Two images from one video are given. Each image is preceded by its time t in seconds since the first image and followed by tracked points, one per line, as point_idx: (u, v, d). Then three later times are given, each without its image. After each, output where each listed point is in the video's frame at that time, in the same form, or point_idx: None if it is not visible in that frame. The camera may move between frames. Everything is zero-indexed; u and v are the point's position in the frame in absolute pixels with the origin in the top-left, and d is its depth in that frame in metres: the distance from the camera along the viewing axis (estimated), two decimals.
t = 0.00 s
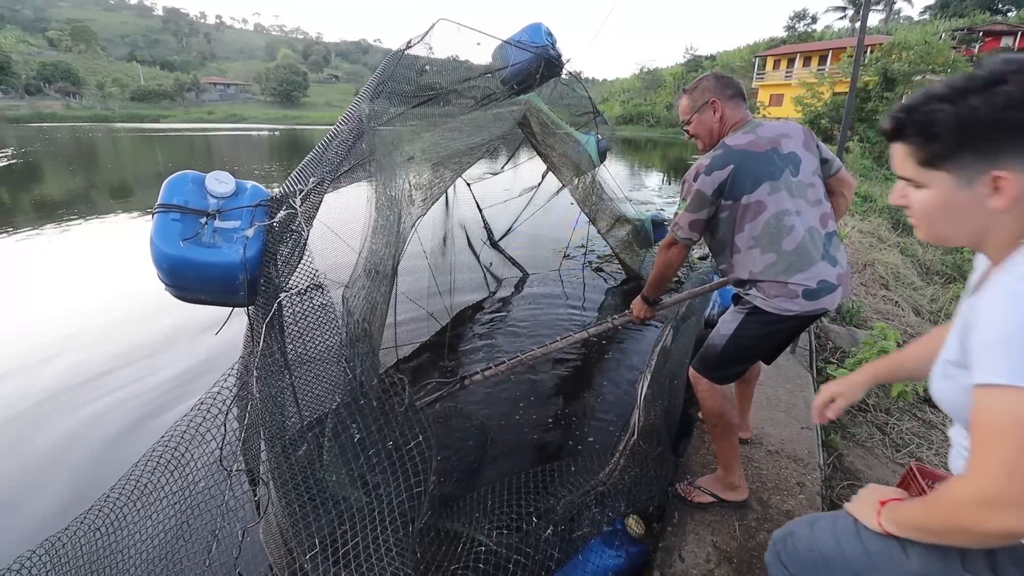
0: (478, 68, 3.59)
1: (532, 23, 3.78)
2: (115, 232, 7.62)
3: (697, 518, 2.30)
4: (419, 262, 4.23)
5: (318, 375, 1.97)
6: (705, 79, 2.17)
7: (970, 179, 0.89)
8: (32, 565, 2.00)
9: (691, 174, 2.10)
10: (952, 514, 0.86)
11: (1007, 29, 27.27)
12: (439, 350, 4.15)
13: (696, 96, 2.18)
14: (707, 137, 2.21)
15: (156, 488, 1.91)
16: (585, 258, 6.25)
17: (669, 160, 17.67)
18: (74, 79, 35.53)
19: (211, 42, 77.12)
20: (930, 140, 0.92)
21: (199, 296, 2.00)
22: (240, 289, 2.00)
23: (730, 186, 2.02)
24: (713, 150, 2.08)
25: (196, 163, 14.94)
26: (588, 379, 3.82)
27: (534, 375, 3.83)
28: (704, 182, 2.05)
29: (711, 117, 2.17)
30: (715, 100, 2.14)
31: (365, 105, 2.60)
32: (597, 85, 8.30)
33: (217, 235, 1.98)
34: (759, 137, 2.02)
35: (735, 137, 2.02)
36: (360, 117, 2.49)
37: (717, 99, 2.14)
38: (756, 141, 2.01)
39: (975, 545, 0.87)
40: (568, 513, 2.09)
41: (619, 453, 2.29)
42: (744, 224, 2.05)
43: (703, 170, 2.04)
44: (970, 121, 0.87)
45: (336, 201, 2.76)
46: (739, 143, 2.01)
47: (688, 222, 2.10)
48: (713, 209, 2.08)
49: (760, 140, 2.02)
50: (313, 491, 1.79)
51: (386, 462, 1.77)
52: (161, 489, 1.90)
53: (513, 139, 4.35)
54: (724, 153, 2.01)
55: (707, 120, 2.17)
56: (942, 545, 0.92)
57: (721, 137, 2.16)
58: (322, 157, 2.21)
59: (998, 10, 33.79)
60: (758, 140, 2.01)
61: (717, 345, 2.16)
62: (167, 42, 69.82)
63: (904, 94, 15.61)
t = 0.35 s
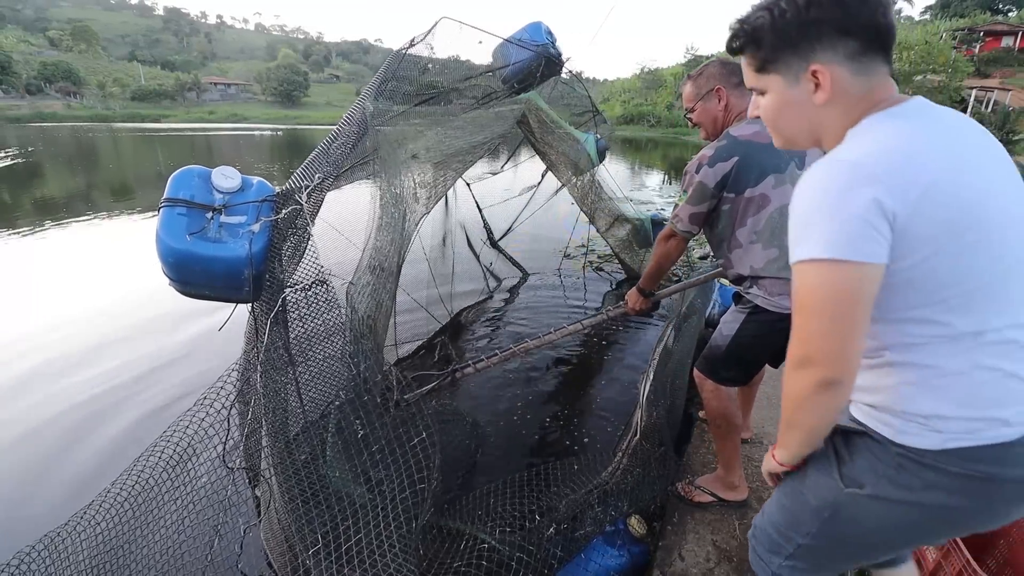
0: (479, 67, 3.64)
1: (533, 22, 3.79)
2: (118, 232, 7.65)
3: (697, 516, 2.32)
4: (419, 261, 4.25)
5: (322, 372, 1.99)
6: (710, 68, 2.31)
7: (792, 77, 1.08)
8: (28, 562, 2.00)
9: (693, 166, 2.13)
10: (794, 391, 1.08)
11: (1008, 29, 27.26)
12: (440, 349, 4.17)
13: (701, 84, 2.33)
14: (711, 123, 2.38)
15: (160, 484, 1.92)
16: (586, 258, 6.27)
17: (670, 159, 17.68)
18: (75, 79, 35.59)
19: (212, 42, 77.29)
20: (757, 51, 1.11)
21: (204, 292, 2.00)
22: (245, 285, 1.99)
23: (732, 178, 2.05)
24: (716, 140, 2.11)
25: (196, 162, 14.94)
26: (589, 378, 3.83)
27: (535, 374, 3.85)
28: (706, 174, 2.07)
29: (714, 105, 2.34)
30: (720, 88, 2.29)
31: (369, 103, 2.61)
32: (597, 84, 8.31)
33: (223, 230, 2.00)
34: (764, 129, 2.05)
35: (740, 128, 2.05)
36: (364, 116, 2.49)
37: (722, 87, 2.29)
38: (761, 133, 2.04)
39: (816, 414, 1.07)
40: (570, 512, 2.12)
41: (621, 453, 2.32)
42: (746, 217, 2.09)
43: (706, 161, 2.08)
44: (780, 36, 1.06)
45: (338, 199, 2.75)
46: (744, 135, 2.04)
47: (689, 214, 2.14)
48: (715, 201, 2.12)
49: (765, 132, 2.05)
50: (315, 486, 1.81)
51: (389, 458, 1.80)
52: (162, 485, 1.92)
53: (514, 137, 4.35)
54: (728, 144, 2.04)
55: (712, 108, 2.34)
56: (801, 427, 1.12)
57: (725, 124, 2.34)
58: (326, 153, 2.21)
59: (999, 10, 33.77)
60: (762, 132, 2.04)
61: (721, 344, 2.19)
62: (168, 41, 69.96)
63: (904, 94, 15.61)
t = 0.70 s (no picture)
0: (483, 68, 3.66)
1: (534, 23, 3.80)
2: (118, 233, 7.65)
3: (696, 516, 2.33)
4: (420, 262, 4.26)
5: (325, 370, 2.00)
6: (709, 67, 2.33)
7: (754, 50, 1.23)
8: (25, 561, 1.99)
9: (694, 164, 2.16)
10: (757, 322, 1.14)
11: (1007, 29, 27.29)
12: (440, 350, 4.18)
13: (698, 84, 2.36)
14: (710, 122, 2.42)
15: (159, 483, 1.91)
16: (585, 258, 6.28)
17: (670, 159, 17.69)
18: (74, 79, 35.57)
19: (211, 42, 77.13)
20: (722, 28, 1.26)
21: (206, 290, 1.99)
22: (248, 284, 1.99)
23: (729, 178, 2.06)
24: (716, 137, 2.12)
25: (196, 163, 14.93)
26: (588, 378, 3.84)
27: (536, 374, 3.85)
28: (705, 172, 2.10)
29: (713, 105, 2.38)
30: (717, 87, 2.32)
31: (373, 102, 2.61)
32: (598, 86, 8.32)
33: (227, 228, 2.00)
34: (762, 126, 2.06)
35: (739, 126, 2.06)
36: (367, 117, 2.48)
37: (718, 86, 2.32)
38: (759, 130, 2.05)
39: (777, 345, 1.14)
40: (571, 512, 2.12)
41: (622, 453, 2.35)
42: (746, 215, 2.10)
43: (704, 160, 2.11)
44: (740, 15, 1.21)
45: (338, 201, 2.74)
46: (742, 132, 2.05)
47: (687, 209, 2.19)
48: (715, 199, 2.14)
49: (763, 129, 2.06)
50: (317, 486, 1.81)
51: (390, 458, 1.80)
52: (163, 484, 1.91)
53: (515, 137, 4.36)
54: (726, 142, 2.06)
55: (710, 107, 2.38)
56: (760, 361, 1.19)
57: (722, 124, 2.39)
58: (330, 153, 2.22)
59: (998, 10, 33.80)
60: (761, 130, 2.05)
61: (721, 344, 2.25)
62: (167, 41, 69.83)
63: (904, 94, 15.63)
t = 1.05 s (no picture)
0: (480, 67, 3.65)
1: (533, 21, 3.80)
2: (116, 233, 7.63)
3: (695, 515, 2.32)
4: (418, 260, 4.25)
5: (323, 366, 1.98)
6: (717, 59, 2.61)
7: (726, 56, 1.34)
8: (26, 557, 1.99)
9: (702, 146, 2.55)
10: (783, 299, 1.15)
11: (1006, 30, 27.30)
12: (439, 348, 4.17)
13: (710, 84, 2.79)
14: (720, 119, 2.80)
15: (160, 479, 1.92)
16: (584, 258, 6.28)
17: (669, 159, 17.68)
18: (73, 79, 35.52)
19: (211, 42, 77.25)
20: (697, 37, 1.39)
21: (204, 287, 2.00)
22: (246, 280, 2.01)
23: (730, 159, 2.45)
24: (722, 124, 2.51)
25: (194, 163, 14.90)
26: (587, 377, 3.84)
27: (534, 372, 3.85)
28: (713, 150, 2.48)
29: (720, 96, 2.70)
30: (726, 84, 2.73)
31: (370, 101, 2.62)
32: (596, 86, 8.30)
33: (225, 226, 2.01)
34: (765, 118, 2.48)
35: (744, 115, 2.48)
36: (364, 116, 2.49)
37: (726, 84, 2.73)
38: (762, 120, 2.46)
39: (802, 321, 1.16)
40: (570, 510, 2.12)
41: (622, 452, 2.34)
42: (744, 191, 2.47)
43: (712, 141, 2.50)
44: (711, 24, 1.35)
45: (338, 201, 2.71)
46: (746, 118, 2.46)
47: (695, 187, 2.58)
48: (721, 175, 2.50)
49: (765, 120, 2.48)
50: (315, 481, 1.82)
51: (389, 454, 1.80)
52: (161, 481, 1.91)
53: (513, 137, 4.36)
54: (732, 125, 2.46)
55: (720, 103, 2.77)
56: (784, 339, 1.20)
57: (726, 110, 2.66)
58: (326, 151, 2.22)
59: (997, 10, 33.81)
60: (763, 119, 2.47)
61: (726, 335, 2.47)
62: (166, 41, 69.90)
63: (903, 94, 15.64)
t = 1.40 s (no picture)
0: (478, 67, 3.64)
1: (532, 21, 3.80)
2: (114, 233, 7.62)
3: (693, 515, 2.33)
4: (417, 260, 4.26)
5: (320, 367, 1.98)
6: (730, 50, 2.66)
7: (672, 86, 1.39)
8: (25, 557, 1.99)
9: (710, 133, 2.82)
10: (759, 312, 1.18)
11: (1003, 29, 27.34)
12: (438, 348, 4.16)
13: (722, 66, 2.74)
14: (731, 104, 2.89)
15: (158, 479, 1.92)
16: (583, 258, 6.28)
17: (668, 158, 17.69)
18: (71, 79, 35.47)
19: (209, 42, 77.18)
20: (644, 69, 1.42)
21: (202, 287, 2.02)
22: (245, 280, 2.02)
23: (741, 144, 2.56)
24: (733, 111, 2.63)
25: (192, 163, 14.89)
26: (586, 377, 3.85)
27: (533, 372, 3.85)
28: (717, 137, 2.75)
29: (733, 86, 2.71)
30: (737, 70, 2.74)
31: (368, 100, 2.61)
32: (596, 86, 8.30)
33: (223, 226, 2.03)
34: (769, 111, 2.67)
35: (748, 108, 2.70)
36: (364, 115, 2.49)
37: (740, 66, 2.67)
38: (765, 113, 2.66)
39: (782, 329, 1.18)
40: (569, 510, 2.11)
41: (620, 451, 2.33)
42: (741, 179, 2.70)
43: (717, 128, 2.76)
44: (654, 57, 1.39)
45: (338, 202, 2.66)
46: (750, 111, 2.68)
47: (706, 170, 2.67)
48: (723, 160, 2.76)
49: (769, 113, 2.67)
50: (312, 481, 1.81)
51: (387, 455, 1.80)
52: (160, 481, 1.92)
53: (511, 136, 4.38)
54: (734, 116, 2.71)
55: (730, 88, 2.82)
56: (767, 351, 1.22)
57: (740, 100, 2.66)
58: (326, 150, 2.22)
59: (995, 10, 33.85)
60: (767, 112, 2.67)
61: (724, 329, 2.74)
62: (165, 41, 69.87)
63: (901, 93, 15.65)
